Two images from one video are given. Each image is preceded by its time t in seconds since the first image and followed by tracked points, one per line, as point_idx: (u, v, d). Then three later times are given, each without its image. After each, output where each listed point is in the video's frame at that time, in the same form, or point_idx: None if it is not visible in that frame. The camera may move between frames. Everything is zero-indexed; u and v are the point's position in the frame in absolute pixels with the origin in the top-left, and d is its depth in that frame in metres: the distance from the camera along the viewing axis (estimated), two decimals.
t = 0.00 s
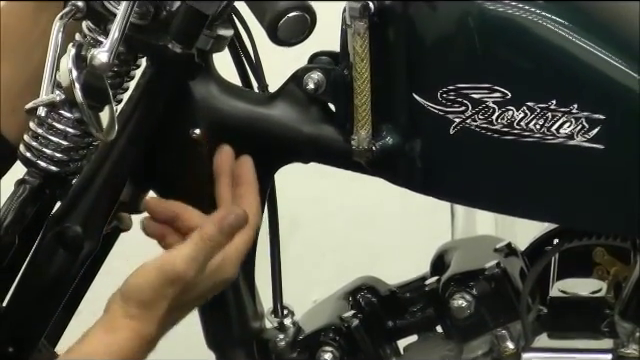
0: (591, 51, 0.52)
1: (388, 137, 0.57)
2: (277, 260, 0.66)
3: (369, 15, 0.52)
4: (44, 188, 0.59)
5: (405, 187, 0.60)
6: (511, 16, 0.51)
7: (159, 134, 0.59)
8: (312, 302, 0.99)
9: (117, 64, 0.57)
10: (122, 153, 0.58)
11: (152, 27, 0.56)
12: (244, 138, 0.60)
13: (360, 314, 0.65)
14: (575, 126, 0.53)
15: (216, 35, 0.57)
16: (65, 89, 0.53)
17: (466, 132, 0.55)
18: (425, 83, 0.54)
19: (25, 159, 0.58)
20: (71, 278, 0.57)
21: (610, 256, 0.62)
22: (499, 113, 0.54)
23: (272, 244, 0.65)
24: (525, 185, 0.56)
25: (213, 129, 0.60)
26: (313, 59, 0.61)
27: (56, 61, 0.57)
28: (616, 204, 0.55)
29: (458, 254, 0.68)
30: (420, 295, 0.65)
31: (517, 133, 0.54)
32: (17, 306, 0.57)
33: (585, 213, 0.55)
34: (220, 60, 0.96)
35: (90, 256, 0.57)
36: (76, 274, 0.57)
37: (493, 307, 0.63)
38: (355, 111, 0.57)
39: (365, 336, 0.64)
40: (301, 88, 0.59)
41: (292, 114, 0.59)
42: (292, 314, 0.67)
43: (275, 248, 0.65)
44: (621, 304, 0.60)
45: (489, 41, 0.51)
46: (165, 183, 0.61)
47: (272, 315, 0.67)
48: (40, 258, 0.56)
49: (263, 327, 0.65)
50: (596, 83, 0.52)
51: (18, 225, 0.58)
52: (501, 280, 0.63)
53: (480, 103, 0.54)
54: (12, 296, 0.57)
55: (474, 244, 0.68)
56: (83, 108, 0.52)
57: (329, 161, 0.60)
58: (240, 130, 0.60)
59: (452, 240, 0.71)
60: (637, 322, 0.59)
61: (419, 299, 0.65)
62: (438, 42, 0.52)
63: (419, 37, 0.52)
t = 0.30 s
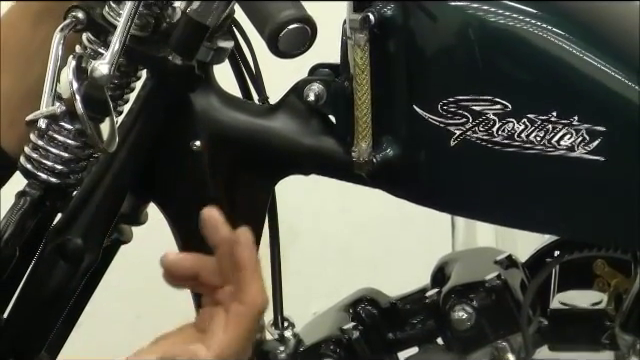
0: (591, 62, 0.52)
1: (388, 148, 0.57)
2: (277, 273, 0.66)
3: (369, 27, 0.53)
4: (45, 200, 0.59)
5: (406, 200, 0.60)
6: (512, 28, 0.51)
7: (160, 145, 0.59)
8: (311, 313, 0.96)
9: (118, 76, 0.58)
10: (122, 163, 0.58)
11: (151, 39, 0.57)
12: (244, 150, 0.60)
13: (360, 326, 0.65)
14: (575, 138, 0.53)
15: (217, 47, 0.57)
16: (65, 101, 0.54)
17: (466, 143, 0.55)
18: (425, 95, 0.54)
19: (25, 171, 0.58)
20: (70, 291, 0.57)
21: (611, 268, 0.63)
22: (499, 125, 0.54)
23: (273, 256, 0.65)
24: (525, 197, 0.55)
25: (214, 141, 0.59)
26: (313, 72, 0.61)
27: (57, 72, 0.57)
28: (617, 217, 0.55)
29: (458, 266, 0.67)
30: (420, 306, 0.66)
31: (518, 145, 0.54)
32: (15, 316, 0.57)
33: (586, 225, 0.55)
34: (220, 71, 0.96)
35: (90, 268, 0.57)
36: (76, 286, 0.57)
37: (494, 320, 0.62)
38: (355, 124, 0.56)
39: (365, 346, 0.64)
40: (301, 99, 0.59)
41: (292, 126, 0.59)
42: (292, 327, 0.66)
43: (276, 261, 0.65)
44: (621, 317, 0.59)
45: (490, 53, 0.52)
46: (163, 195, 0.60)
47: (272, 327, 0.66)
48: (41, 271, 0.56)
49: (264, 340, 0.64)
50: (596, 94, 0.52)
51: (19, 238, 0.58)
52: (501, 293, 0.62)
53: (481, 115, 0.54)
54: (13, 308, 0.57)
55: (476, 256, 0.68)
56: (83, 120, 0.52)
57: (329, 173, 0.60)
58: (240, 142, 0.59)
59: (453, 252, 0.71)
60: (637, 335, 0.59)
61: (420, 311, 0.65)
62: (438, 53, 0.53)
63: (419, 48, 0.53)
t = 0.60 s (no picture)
0: (591, 72, 0.52)
1: (389, 159, 0.57)
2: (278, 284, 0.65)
3: (370, 38, 0.53)
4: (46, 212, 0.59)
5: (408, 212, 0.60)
6: (514, 39, 0.51)
7: (160, 156, 0.59)
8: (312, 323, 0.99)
9: (119, 87, 0.58)
10: (123, 175, 0.58)
11: (153, 50, 0.57)
12: (245, 161, 0.60)
13: (362, 338, 0.65)
14: (576, 149, 0.53)
15: (218, 57, 0.58)
16: (66, 113, 0.53)
17: (467, 155, 0.55)
18: (426, 106, 0.54)
19: (26, 182, 0.58)
20: (71, 302, 0.57)
21: (612, 279, 0.63)
22: (501, 136, 0.54)
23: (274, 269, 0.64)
24: (527, 209, 0.55)
25: (214, 152, 0.59)
26: (314, 82, 0.61)
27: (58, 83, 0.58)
28: (618, 227, 0.55)
29: (460, 277, 0.67)
30: (422, 318, 0.66)
31: (519, 156, 0.54)
32: (16, 327, 0.57)
33: (588, 236, 0.55)
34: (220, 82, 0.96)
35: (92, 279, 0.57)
36: (77, 298, 0.57)
37: (495, 331, 0.62)
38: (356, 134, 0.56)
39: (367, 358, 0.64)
40: (302, 111, 0.59)
41: (292, 136, 0.59)
42: (293, 337, 0.66)
43: (277, 272, 0.65)
44: (623, 328, 0.60)
45: (491, 64, 0.52)
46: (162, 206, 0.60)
47: (273, 338, 0.66)
48: (41, 282, 0.56)
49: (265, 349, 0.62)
50: (596, 105, 0.52)
51: (20, 249, 0.59)
52: (502, 303, 0.62)
53: (482, 126, 0.54)
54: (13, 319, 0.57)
55: (475, 268, 0.68)
56: (84, 131, 0.51)
57: (330, 184, 0.60)
58: (241, 152, 0.59)
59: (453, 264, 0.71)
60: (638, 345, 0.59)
61: (421, 323, 0.65)
62: (439, 64, 0.53)
63: (419, 59, 0.53)
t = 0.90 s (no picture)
0: (591, 84, 0.52)
1: (389, 172, 0.57)
2: (277, 295, 0.65)
3: (369, 50, 0.53)
4: (46, 223, 0.59)
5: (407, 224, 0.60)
6: (513, 51, 0.52)
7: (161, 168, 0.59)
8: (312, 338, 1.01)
9: (118, 99, 0.57)
10: (122, 187, 0.58)
11: (152, 62, 0.57)
12: (245, 173, 0.60)
13: (361, 350, 0.65)
14: (576, 161, 0.53)
15: (218, 70, 0.58)
16: (66, 124, 0.53)
17: (467, 167, 0.55)
18: (426, 118, 0.54)
19: (26, 194, 0.58)
20: (71, 315, 0.57)
21: (612, 291, 0.63)
22: (500, 148, 0.54)
23: (274, 280, 0.64)
24: (526, 221, 0.56)
25: (214, 164, 0.59)
26: (314, 94, 0.60)
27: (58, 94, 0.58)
28: (617, 239, 0.55)
29: (458, 289, 0.67)
30: (421, 330, 0.65)
31: (519, 168, 0.54)
32: (16, 339, 0.56)
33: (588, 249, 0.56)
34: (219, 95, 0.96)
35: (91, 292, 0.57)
36: (76, 310, 0.57)
37: (494, 343, 0.62)
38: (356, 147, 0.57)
39: None
40: (302, 123, 0.59)
41: (292, 148, 0.59)
42: (292, 349, 0.66)
43: (277, 284, 0.64)
44: (621, 339, 0.60)
45: (491, 76, 0.52)
46: (163, 218, 0.60)
47: (272, 350, 0.66)
48: (41, 294, 0.56)
49: None
50: (596, 117, 0.52)
51: (19, 261, 0.58)
52: (501, 315, 0.63)
53: (481, 138, 0.54)
54: (13, 332, 0.57)
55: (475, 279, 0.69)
56: (84, 143, 0.51)
57: (330, 196, 0.60)
58: (241, 165, 0.59)
59: (452, 275, 0.71)
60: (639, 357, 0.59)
61: (420, 335, 0.65)
62: (438, 76, 0.53)
63: (419, 72, 0.53)
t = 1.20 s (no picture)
0: (591, 91, 0.52)
1: (389, 178, 0.57)
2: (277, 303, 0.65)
3: (369, 56, 0.53)
4: (45, 229, 0.59)
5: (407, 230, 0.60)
6: (512, 58, 0.52)
7: (161, 175, 0.59)
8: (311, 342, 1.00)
9: (118, 105, 0.58)
10: (122, 193, 0.58)
11: (152, 68, 0.57)
12: (245, 179, 0.60)
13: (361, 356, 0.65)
14: (575, 167, 0.53)
15: (218, 76, 0.58)
16: (65, 131, 0.53)
17: (467, 173, 0.55)
18: (426, 125, 0.54)
19: (25, 200, 0.58)
20: (71, 321, 0.57)
21: (611, 297, 0.63)
22: (500, 155, 0.54)
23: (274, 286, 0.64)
24: (526, 227, 0.56)
25: (214, 171, 0.59)
26: (314, 100, 0.61)
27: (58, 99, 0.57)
28: (617, 245, 0.55)
29: (457, 296, 0.68)
30: (421, 336, 0.65)
31: (519, 174, 0.54)
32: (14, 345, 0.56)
33: (588, 255, 0.56)
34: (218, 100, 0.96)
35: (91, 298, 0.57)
36: (76, 317, 0.57)
37: (493, 349, 0.62)
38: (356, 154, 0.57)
39: None
40: (302, 129, 0.59)
41: (292, 155, 0.59)
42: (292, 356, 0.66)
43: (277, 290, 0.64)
44: (621, 345, 0.60)
45: (491, 82, 0.52)
46: (162, 225, 0.60)
47: (272, 356, 0.66)
48: (41, 300, 0.56)
49: None
50: (596, 124, 0.52)
51: (19, 266, 0.58)
52: (502, 321, 0.63)
53: (481, 145, 0.54)
54: (13, 339, 0.56)
55: (475, 285, 0.69)
56: (84, 150, 0.52)
57: (330, 202, 0.60)
58: (240, 171, 0.59)
59: (452, 281, 0.71)
60: None
61: (420, 341, 0.65)
62: (438, 83, 0.53)
63: (419, 78, 0.53)
